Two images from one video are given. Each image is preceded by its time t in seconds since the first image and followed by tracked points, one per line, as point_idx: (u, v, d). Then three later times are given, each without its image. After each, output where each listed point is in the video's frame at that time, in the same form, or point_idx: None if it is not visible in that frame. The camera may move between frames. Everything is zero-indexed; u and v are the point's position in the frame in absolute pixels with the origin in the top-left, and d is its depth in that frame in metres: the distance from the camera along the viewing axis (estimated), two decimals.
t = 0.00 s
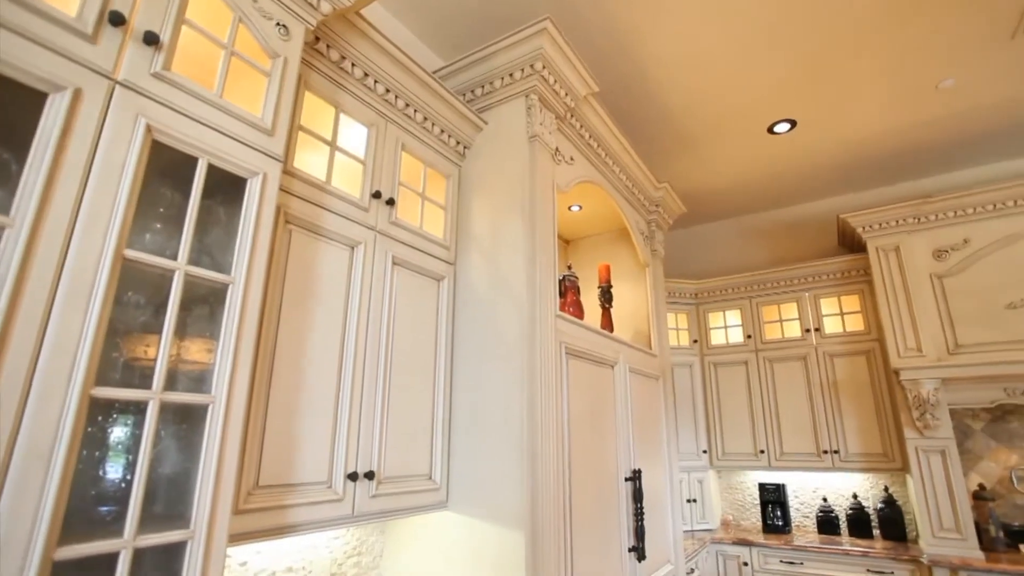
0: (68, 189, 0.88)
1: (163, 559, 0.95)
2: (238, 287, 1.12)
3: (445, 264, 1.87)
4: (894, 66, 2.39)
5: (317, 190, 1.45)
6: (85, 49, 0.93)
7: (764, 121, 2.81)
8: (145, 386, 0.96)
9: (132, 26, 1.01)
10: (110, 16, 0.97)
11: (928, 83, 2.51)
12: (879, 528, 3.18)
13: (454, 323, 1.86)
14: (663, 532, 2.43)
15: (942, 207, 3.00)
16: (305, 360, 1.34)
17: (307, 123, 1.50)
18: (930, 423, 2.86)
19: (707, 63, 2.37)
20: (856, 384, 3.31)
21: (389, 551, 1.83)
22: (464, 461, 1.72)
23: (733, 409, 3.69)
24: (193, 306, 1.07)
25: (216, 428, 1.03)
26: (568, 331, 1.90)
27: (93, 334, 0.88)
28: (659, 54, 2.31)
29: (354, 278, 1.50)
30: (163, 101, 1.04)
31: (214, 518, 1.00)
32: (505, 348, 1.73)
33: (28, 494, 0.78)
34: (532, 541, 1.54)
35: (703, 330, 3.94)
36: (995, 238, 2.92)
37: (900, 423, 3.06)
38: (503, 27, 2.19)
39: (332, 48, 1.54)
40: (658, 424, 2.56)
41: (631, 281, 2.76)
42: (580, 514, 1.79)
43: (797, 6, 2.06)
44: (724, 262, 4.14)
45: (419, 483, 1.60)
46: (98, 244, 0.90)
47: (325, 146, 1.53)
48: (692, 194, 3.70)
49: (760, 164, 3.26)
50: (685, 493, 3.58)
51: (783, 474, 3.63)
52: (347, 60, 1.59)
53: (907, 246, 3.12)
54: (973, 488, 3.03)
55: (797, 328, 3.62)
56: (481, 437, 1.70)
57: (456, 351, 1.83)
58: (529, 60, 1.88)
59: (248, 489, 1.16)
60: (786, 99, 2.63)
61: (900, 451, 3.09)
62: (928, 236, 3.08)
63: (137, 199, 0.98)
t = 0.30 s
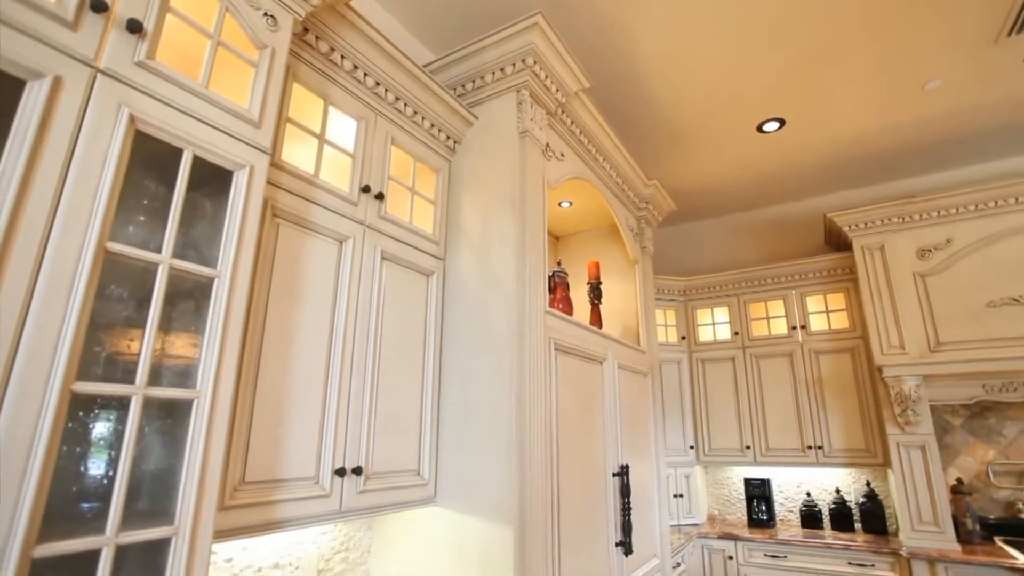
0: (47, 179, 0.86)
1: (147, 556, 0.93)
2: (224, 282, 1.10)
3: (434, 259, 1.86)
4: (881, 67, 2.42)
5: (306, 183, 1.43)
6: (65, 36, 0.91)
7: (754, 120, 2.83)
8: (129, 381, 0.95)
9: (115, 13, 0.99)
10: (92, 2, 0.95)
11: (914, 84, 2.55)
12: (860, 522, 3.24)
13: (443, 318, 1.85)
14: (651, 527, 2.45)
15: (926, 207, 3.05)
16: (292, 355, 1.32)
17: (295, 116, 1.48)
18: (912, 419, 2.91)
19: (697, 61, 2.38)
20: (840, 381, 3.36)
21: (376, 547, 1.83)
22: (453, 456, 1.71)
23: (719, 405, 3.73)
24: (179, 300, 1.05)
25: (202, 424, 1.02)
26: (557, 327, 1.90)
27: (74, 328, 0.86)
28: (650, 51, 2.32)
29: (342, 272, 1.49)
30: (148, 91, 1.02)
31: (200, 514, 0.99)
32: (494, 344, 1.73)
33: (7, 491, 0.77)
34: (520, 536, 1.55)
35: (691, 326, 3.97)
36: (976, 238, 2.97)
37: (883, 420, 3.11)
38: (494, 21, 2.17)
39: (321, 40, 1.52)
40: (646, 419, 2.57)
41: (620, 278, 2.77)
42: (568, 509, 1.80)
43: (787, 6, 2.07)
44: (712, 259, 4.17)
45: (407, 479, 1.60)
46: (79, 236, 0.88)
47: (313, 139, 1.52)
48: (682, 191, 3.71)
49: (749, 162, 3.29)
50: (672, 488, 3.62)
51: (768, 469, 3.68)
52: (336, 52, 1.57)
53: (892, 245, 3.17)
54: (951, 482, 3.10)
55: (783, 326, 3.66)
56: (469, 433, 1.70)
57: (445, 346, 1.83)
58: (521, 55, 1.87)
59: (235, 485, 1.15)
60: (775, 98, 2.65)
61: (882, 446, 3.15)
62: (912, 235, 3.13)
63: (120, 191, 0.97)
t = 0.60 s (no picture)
0: (26, 169, 0.84)
1: (130, 553, 0.92)
2: (210, 275, 1.09)
3: (424, 254, 1.85)
4: (868, 68, 2.45)
5: (293, 177, 1.42)
6: (44, 22, 0.88)
7: (743, 118, 2.85)
8: (111, 375, 0.93)
9: None
10: None
11: (900, 85, 2.58)
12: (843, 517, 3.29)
13: (432, 313, 1.85)
14: (638, 522, 2.47)
15: (910, 207, 3.10)
16: (279, 350, 1.31)
17: (283, 108, 1.46)
18: (894, 415, 2.96)
19: (687, 59, 2.39)
20: (825, 378, 3.40)
21: (364, 542, 1.82)
22: (441, 452, 1.71)
23: (707, 402, 3.76)
24: (163, 294, 1.04)
25: (186, 419, 1.01)
26: (547, 323, 1.90)
27: (54, 321, 0.84)
28: (640, 48, 2.32)
29: (330, 267, 1.48)
30: (131, 80, 1.00)
31: (184, 510, 0.98)
32: (483, 340, 1.73)
33: None
34: (507, 531, 1.55)
35: (679, 323, 4.00)
36: (958, 238, 3.02)
37: (865, 416, 3.16)
38: (484, 15, 2.16)
39: (310, 32, 1.50)
40: (634, 415, 2.59)
41: (610, 274, 2.78)
42: (556, 503, 1.81)
43: (776, 5, 2.09)
44: (700, 256, 4.20)
45: (395, 474, 1.59)
46: (60, 227, 0.86)
47: (302, 132, 1.50)
48: (671, 189, 3.73)
49: (738, 160, 3.31)
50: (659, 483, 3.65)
51: (754, 464, 3.72)
52: (325, 44, 1.55)
53: (876, 244, 3.21)
54: (931, 477, 3.16)
55: (770, 323, 3.70)
56: (458, 428, 1.70)
57: (434, 341, 1.82)
58: (511, 50, 1.86)
59: (220, 480, 1.14)
60: (764, 97, 2.67)
61: (865, 442, 3.20)
62: (896, 234, 3.17)
63: (102, 182, 0.95)
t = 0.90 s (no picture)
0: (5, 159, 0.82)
1: (113, 550, 0.91)
2: (195, 268, 1.07)
3: (413, 249, 1.84)
4: (856, 68, 2.47)
5: (281, 170, 1.40)
6: (22, 8, 0.86)
7: (732, 116, 2.86)
8: (94, 369, 0.92)
9: None
10: None
11: (886, 86, 2.60)
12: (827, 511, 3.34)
13: (421, 309, 1.84)
14: (625, 516, 2.49)
15: (895, 206, 3.14)
16: (265, 345, 1.30)
17: (270, 100, 1.44)
18: (877, 411, 3.01)
19: (678, 57, 2.39)
20: (811, 374, 3.45)
21: (351, 537, 1.82)
22: (430, 448, 1.71)
23: (694, 398, 3.79)
24: (147, 287, 1.02)
25: (170, 414, 0.99)
26: (536, 319, 1.90)
27: (33, 314, 0.83)
28: (631, 44, 2.32)
29: (318, 261, 1.46)
30: (114, 69, 0.98)
31: (168, 506, 0.97)
32: (472, 335, 1.73)
33: None
34: (496, 526, 1.55)
35: (667, 320, 4.02)
36: (941, 237, 3.06)
37: (849, 412, 3.20)
38: (475, 9, 2.15)
39: (298, 23, 1.48)
40: (622, 411, 2.60)
41: (599, 271, 2.79)
42: (544, 499, 1.81)
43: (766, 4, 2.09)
44: (689, 254, 4.22)
45: (383, 470, 1.59)
46: (39, 218, 0.85)
47: (289, 124, 1.48)
48: (661, 186, 3.75)
49: (727, 158, 3.33)
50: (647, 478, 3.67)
51: (740, 460, 3.76)
52: (314, 35, 1.53)
53: (862, 243, 3.25)
54: (912, 472, 3.21)
55: (757, 320, 3.73)
56: (446, 424, 1.69)
57: (423, 337, 1.81)
58: (502, 44, 1.86)
59: (205, 476, 1.12)
60: (753, 96, 2.68)
61: (848, 438, 3.25)
62: (882, 233, 3.21)
63: (84, 173, 0.93)
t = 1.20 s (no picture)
0: None
1: (96, 547, 0.90)
2: (180, 262, 1.06)
3: (402, 244, 1.83)
4: (843, 69, 2.49)
5: (268, 162, 1.38)
6: None
7: (722, 114, 2.87)
8: (75, 364, 0.90)
9: None
10: None
11: (873, 87, 2.63)
12: (810, 505, 3.39)
13: (410, 304, 1.83)
14: (613, 511, 2.51)
15: (880, 205, 3.18)
16: (252, 340, 1.29)
17: (258, 92, 1.42)
18: (861, 408, 3.06)
19: (668, 54, 2.40)
20: (796, 371, 3.49)
21: (339, 533, 1.81)
22: (418, 443, 1.71)
23: (682, 394, 3.82)
24: (131, 281, 1.01)
25: (155, 409, 0.98)
26: (525, 315, 1.90)
27: (12, 308, 0.81)
28: (622, 41, 2.32)
29: (306, 255, 1.45)
30: (97, 58, 0.96)
31: (152, 502, 0.95)
32: (461, 330, 1.72)
33: None
34: (484, 522, 1.56)
35: (656, 316, 4.04)
36: (924, 237, 3.11)
37: (834, 408, 3.25)
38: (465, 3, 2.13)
39: (286, 13, 1.46)
40: (610, 407, 2.62)
41: (588, 267, 2.80)
42: (532, 494, 1.82)
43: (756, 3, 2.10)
44: (678, 251, 4.25)
45: (371, 466, 1.58)
46: (19, 210, 0.83)
47: (277, 117, 1.46)
48: (651, 183, 3.76)
49: (716, 156, 3.35)
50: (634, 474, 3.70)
51: (726, 455, 3.80)
52: (303, 27, 1.51)
53: (848, 241, 3.29)
54: (893, 467, 3.27)
55: (744, 317, 3.77)
56: (435, 420, 1.69)
57: (411, 332, 1.80)
58: (493, 39, 1.85)
59: (190, 472, 1.11)
60: (742, 94, 2.70)
61: (832, 433, 3.30)
62: (867, 232, 3.26)
63: (65, 163, 0.91)
